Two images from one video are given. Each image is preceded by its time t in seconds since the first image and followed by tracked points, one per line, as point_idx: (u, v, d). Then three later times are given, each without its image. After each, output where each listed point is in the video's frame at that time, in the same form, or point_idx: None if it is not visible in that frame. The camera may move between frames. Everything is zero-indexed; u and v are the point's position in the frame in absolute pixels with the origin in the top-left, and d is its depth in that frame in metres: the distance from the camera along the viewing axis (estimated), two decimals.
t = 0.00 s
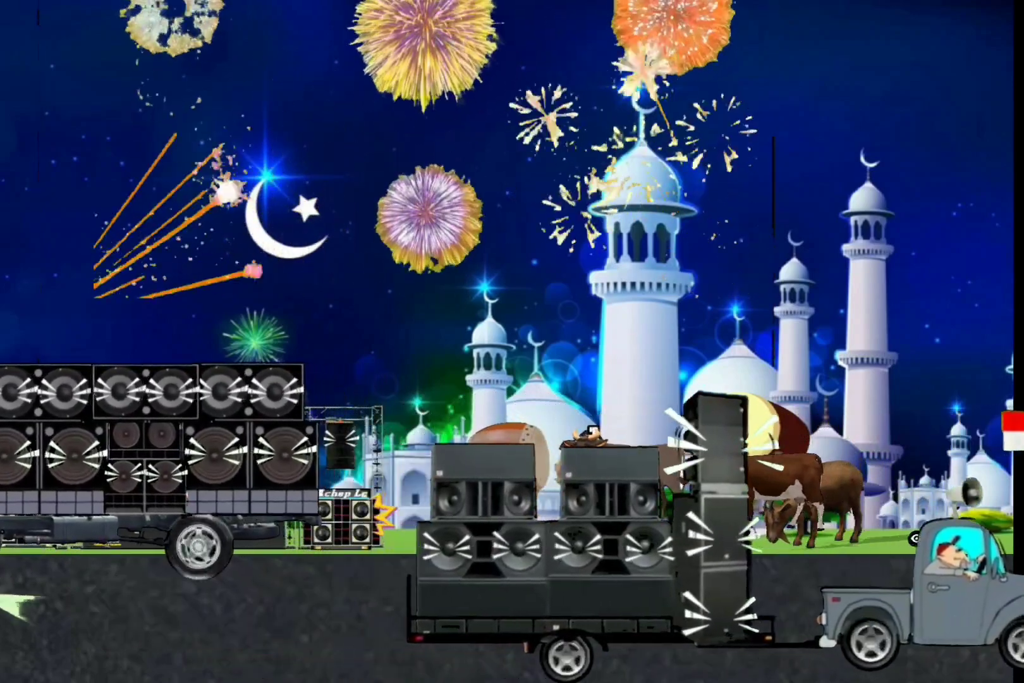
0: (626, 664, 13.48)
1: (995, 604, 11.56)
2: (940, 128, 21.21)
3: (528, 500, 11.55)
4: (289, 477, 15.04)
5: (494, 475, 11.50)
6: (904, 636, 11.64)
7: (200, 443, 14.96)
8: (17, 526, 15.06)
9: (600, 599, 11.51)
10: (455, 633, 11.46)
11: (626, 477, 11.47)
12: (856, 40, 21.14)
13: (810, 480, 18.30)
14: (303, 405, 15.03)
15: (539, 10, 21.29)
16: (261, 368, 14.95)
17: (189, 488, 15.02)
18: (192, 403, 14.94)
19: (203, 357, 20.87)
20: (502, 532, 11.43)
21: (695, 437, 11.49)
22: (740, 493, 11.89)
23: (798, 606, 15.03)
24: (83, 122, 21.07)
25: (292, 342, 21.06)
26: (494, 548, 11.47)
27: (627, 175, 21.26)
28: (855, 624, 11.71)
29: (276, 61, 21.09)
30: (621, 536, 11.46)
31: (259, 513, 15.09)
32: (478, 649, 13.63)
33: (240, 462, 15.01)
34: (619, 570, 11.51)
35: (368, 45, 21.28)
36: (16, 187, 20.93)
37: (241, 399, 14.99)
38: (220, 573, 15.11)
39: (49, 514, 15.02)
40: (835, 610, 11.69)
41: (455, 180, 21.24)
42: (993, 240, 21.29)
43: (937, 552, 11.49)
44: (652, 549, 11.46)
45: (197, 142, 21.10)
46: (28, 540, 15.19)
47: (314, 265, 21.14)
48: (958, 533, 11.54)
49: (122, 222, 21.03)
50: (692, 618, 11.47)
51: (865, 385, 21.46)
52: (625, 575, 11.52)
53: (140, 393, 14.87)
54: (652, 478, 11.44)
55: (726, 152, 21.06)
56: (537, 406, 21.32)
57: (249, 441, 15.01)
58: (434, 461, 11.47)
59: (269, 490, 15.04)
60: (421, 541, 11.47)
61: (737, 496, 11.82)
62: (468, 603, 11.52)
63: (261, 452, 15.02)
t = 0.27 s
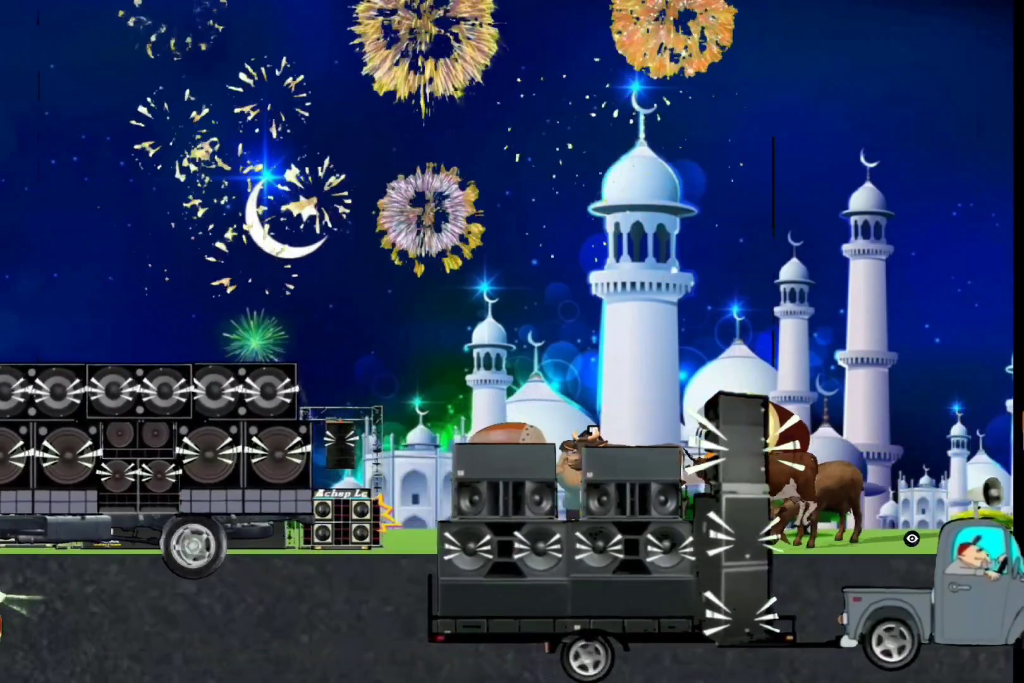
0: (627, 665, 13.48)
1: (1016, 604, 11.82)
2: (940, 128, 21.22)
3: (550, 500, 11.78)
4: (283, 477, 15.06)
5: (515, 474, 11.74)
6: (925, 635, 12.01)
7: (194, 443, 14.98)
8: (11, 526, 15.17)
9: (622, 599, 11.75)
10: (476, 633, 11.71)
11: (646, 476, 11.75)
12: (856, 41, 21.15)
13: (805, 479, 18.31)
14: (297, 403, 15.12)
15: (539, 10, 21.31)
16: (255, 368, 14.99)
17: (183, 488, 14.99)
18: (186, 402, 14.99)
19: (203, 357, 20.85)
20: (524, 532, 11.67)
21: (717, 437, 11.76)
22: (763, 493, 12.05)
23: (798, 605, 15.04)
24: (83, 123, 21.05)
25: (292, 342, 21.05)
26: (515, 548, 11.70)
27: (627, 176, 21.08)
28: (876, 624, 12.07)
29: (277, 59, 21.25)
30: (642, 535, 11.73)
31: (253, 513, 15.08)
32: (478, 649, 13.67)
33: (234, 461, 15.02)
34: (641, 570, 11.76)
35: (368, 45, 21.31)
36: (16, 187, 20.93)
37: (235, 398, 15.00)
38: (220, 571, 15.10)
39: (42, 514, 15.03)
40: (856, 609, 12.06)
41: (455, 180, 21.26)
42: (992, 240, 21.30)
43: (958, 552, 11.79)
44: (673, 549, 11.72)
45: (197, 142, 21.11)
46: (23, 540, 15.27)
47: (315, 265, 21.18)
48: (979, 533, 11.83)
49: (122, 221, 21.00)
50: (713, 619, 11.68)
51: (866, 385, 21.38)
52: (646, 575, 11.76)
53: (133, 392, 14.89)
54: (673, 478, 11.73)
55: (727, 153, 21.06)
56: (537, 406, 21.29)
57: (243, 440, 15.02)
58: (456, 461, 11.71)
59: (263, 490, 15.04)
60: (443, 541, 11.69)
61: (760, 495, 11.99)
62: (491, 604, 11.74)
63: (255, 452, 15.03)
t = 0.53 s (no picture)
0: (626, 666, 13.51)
1: None
2: (940, 128, 21.20)
3: (571, 500, 11.67)
4: (277, 476, 15.12)
5: (534, 474, 11.55)
6: (947, 636, 11.78)
7: (187, 442, 15.04)
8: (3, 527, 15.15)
9: (644, 599, 11.64)
10: (497, 632, 11.59)
11: (668, 477, 11.58)
12: (856, 40, 21.12)
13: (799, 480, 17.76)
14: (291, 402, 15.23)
15: (540, 10, 21.30)
16: (249, 367, 15.10)
17: (177, 487, 15.04)
18: (180, 402, 15.08)
19: (203, 357, 20.84)
20: (544, 532, 11.52)
21: (738, 437, 11.52)
22: (784, 492, 11.89)
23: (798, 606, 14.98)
24: (83, 122, 21.04)
25: (292, 342, 21.09)
26: (535, 548, 11.56)
27: (626, 176, 21.32)
28: (897, 624, 11.98)
29: (275, 58, 21.12)
30: (664, 535, 11.61)
31: (247, 512, 15.11)
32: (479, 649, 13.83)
33: (227, 460, 15.07)
34: (662, 569, 11.66)
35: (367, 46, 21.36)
36: (16, 187, 20.94)
37: (229, 398, 15.11)
38: (221, 570, 14.92)
39: (35, 514, 15.07)
40: (877, 609, 11.98)
41: (454, 180, 21.25)
42: (992, 240, 21.29)
43: (978, 552, 11.39)
44: (695, 549, 11.61)
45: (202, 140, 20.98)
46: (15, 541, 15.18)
47: (315, 265, 21.16)
48: (1000, 532, 11.42)
49: (122, 221, 20.99)
50: (735, 619, 11.57)
51: (862, 384, 22.10)
52: (668, 575, 11.66)
53: (127, 392, 15.00)
54: (694, 478, 11.57)
55: (727, 152, 21.00)
56: (536, 406, 21.75)
57: (237, 440, 15.10)
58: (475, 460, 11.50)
59: (257, 489, 15.09)
60: (464, 541, 11.53)
61: (781, 495, 11.82)
62: (512, 603, 11.61)
63: (249, 451, 15.10)
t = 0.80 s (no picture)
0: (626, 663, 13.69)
1: None
2: (940, 128, 21.20)
3: (593, 500, 11.64)
4: (271, 475, 15.09)
5: (558, 474, 11.62)
6: (968, 635, 12.03)
7: (181, 441, 15.04)
8: None
9: (665, 598, 11.75)
10: (518, 632, 11.66)
11: (691, 477, 11.64)
12: (857, 40, 21.10)
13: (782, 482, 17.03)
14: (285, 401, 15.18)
15: (540, 10, 21.32)
16: (242, 367, 15.06)
17: (170, 487, 14.98)
18: (173, 401, 15.03)
19: (203, 357, 20.85)
20: (566, 532, 11.59)
21: (760, 437, 11.63)
22: (805, 492, 11.96)
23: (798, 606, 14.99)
24: (83, 122, 21.03)
25: (292, 342, 21.11)
26: (557, 548, 11.64)
27: (626, 176, 21.35)
28: (917, 623, 12.22)
29: (274, 59, 21.10)
30: (685, 534, 11.69)
31: (240, 512, 15.08)
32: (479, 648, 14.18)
33: (221, 460, 15.05)
34: (683, 569, 11.74)
35: (366, 45, 21.30)
36: (16, 187, 20.94)
37: (222, 397, 15.07)
38: (221, 570, 14.63)
39: (29, 513, 15.06)
40: (898, 609, 12.20)
41: (455, 180, 21.25)
42: (992, 240, 21.26)
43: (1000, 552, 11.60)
44: (716, 549, 11.71)
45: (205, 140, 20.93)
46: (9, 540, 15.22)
47: (315, 265, 21.17)
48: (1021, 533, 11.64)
49: (122, 222, 21.00)
50: (756, 618, 11.65)
51: (864, 384, 21.93)
52: (689, 574, 11.75)
53: (120, 391, 14.92)
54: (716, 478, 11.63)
55: (727, 153, 21.06)
56: (535, 405, 21.86)
57: (230, 439, 15.09)
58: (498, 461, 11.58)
59: (250, 489, 15.05)
60: (485, 541, 11.59)
61: (802, 495, 11.91)
62: (533, 603, 11.70)
63: (242, 450, 15.08)
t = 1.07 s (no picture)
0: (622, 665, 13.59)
1: None
2: (940, 128, 21.20)
3: (612, 500, 12.30)
4: (264, 475, 15.11)
5: (580, 474, 12.21)
6: (988, 635, 12.35)
7: (175, 441, 15.05)
8: None
9: (687, 598, 12.24)
10: (539, 632, 12.15)
11: (712, 476, 12.18)
12: (857, 41, 21.11)
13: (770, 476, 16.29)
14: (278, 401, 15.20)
15: (539, 10, 21.33)
16: (236, 366, 15.09)
17: (164, 486, 14.99)
18: (167, 401, 15.07)
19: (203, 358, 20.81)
20: (587, 531, 12.16)
21: (780, 435, 12.05)
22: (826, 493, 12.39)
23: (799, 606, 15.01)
24: (83, 122, 20.96)
25: (292, 342, 21.05)
26: (578, 548, 12.18)
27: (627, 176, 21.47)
28: (939, 623, 12.53)
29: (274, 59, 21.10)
30: (705, 534, 12.23)
31: (234, 512, 15.09)
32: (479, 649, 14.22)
33: (215, 459, 15.08)
34: (704, 568, 12.27)
35: (366, 45, 21.29)
36: (16, 187, 20.88)
37: (216, 396, 15.10)
38: (220, 570, 14.70)
39: (22, 513, 15.01)
40: (919, 609, 12.54)
41: (455, 180, 21.24)
42: (992, 240, 21.27)
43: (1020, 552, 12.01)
44: (736, 548, 12.24)
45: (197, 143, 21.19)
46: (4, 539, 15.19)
47: (315, 266, 21.24)
48: None
49: (122, 222, 20.99)
50: (777, 618, 12.03)
51: (864, 385, 21.62)
52: (709, 574, 12.28)
53: (114, 390, 14.95)
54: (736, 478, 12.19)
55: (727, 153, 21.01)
56: (536, 406, 21.67)
57: (224, 439, 15.10)
58: (521, 461, 12.17)
59: (244, 489, 15.07)
60: (506, 541, 12.17)
61: (823, 495, 12.32)
62: (554, 602, 12.20)
63: (236, 450, 15.10)
